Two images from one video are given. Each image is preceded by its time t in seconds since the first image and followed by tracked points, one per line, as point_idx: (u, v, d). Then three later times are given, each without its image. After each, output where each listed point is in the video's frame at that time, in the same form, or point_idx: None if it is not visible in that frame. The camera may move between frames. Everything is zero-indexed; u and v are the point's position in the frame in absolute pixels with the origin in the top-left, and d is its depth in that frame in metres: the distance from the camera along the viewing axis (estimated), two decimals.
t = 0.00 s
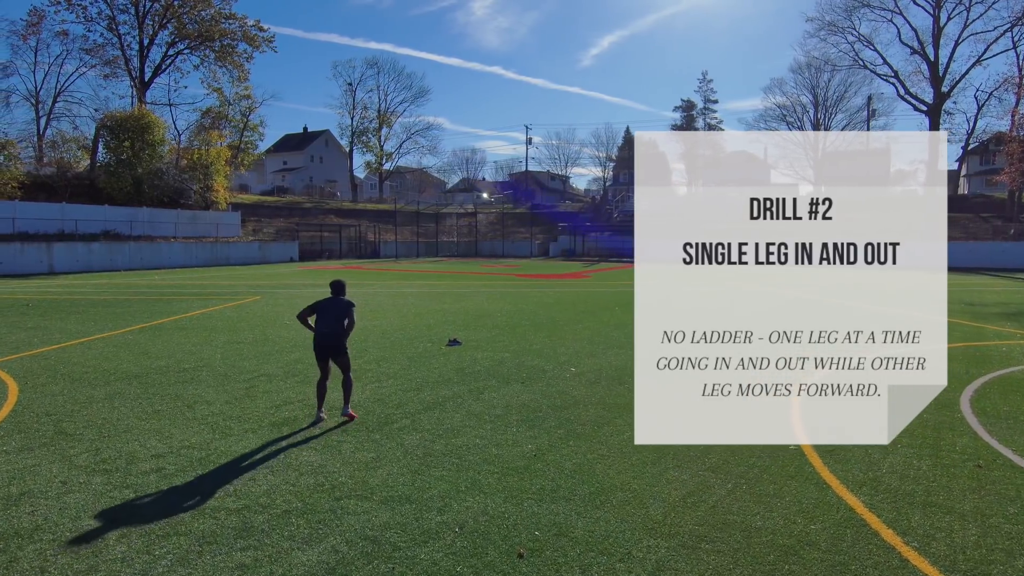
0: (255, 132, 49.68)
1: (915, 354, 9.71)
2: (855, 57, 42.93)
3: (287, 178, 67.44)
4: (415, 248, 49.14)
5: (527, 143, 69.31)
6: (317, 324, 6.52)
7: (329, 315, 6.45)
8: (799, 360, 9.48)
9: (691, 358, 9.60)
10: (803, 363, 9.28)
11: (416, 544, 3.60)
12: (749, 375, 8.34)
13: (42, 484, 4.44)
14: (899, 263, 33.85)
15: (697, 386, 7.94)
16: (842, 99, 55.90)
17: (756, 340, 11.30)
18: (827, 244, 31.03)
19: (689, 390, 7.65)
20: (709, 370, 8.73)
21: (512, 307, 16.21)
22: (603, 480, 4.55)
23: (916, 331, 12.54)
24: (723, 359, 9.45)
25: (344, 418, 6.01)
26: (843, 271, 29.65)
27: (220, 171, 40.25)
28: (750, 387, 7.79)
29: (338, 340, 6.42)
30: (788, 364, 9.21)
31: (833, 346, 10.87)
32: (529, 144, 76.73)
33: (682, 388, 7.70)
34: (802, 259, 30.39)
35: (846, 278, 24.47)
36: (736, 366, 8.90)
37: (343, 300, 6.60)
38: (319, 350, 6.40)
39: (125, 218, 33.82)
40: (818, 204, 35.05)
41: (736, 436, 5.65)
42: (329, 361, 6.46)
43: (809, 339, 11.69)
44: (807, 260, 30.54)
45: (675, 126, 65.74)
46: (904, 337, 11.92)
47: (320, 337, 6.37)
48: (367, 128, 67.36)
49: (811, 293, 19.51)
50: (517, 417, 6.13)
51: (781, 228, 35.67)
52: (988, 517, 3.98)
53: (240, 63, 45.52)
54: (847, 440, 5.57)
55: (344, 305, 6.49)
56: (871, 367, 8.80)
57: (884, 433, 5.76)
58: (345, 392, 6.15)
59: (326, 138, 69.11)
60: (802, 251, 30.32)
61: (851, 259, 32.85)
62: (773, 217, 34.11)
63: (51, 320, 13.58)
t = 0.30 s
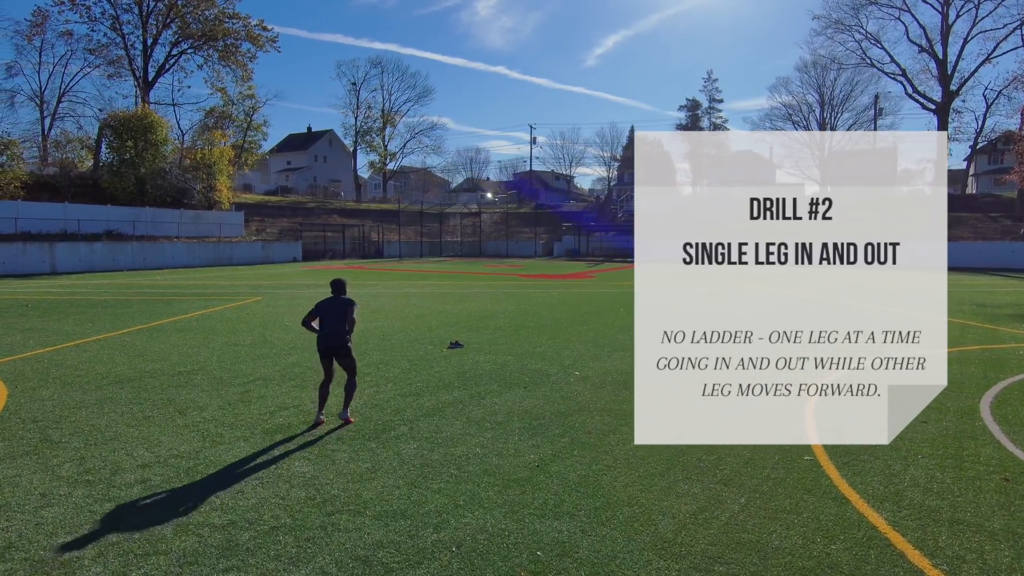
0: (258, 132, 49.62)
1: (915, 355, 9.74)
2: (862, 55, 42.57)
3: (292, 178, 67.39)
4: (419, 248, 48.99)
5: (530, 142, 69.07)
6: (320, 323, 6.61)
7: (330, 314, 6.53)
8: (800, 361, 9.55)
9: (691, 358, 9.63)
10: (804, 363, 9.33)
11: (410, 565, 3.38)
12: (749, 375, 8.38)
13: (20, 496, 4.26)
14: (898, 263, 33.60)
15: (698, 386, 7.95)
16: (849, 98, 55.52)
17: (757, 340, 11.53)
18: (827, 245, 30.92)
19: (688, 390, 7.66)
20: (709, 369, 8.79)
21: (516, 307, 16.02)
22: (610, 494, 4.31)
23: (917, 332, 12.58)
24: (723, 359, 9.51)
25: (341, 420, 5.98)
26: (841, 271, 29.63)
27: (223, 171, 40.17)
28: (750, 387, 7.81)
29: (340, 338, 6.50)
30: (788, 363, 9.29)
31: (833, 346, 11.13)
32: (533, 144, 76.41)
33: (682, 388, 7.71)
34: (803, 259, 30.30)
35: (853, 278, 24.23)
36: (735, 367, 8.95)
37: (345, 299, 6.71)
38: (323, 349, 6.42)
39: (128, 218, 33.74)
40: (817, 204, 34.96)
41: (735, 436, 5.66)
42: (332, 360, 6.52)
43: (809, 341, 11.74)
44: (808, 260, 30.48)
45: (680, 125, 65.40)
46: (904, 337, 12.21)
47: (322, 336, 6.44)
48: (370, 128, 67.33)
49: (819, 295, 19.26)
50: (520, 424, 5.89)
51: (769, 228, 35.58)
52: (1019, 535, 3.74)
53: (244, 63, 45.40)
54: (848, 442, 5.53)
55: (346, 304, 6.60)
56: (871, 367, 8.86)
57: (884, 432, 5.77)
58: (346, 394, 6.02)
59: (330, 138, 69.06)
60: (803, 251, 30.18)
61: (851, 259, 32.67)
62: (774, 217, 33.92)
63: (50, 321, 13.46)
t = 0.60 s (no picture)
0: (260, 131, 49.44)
1: (913, 356, 9.92)
2: (867, 54, 42.30)
3: (293, 177, 67.23)
4: (421, 248, 48.83)
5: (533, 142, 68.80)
6: (316, 327, 6.52)
7: (325, 318, 6.45)
8: (800, 360, 9.68)
9: (691, 358, 9.77)
10: (804, 363, 9.46)
11: None
12: (749, 375, 8.48)
13: None
14: (897, 263, 33.37)
15: (698, 385, 8.06)
16: (853, 97, 55.22)
17: (757, 340, 11.61)
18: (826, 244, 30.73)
19: (689, 390, 7.76)
20: (709, 369, 8.87)
21: (518, 309, 15.84)
22: (615, 513, 4.07)
23: (916, 332, 12.67)
24: (723, 359, 9.63)
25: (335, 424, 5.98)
26: (842, 270, 29.55)
27: (224, 171, 40.00)
28: (750, 387, 7.92)
29: (337, 342, 6.44)
30: (788, 363, 9.41)
31: (833, 345, 11.23)
32: (536, 143, 76.08)
33: (683, 388, 7.81)
34: (803, 259, 30.15)
35: (857, 279, 24.06)
36: (735, 366, 9.08)
37: (342, 303, 6.59)
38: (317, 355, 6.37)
39: (128, 218, 33.59)
40: (818, 204, 34.82)
41: (736, 436, 5.75)
42: (326, 365, 6.48)
43: (809, 341, 11.88)
44: (808, 260, 30.33)
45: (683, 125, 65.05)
46: (904, 337, 12.32)
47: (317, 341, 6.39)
48: (372, 128, 67.16)
49: (824, 296, 19.05)
50: (519, 435, 5.66)
51: (764, 226, 35.35)
52: None
53: (245, 63, 45.24)
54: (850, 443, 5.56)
55: (343, 309, 6.48)
56: (870, 367, 9.04)
57: (884, 431, 5.86)
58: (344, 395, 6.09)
59: (332, 138, 68.93)
60: (803, 251, 30.00)
61: (852, 259, 32.48)
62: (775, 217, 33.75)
63: (46, 323, 13.31)
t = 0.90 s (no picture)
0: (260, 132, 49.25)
1: (913, 356, 10.12)
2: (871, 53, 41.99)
3: (294, 178, 67.03)
4: (422, 248, 48.66)
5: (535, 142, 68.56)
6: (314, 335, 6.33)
7: (323, 323, 6.23)
8: (800, 360, 9.84)
9: (691, 358, 9.95)
10: (804, 363, 9.62)
11: None
12: (750, 376, 8.62)
13: None
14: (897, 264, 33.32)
15: (698, 386, 8.18)
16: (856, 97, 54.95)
17: (757, 340, 11.77)
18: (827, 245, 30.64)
19: (690, 389, 7.89)
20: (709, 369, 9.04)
21: (519, 312, 15.62)
22: (616, 537, 3.83)
23: (916, 332, 12.77)
24: (723, 359, 9.80)
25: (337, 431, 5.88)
26: (842, 270, 29.44)
27: (224, 171, 39.80)
28: (750, 387, 8.05)
29: (332, 350, 6.22)
30: (788, 363, 9.58)
31: (832, 346, 11.40)
32: (538, 144, 75.79)
33: (684, 388, 7.93)
34: (802, 259, 30.05)
35: (862, 280, 23.86)
36: (734, 366, 9.25)
37: (340, 309, 6.38)
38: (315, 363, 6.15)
39: (128, 219, 33.42)
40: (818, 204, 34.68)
41: (737, 436, 5.88)
42: (325, 373, 6.25)
43: (809, 341, 12.06)
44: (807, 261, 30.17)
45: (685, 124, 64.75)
46: (903, 337, 12.36)
47: (315, 348, 6.20)
48: (373, 128, 66.98)
49: (829, 297, 18.84)
50: (518, 449, 5.41)
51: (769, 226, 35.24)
52: None
53: (245, 63, 45.05)
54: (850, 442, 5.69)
55: (339, 315, 6.24)
56: (870, 367, 9.22)
57: (885, 431, 5.99)
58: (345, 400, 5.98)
59: (332, 138, 68.82)
60: (802, 251, 29.93)
61: (851, 258, 32.32)
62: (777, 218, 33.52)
63: (40, 326, 13.11)
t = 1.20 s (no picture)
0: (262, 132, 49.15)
1: (912, 356, 10.39)
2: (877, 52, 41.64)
3: (296, 178, 66.85)
4: (424, 248, 48.52)
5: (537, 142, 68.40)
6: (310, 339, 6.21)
7: (320, 327, 6.11)
8: (800, 360, 10.05)
9: (691, 358, 10.18)
10: (804, 363, 9.84)
11: None
12: (750, 376, 8.79)
13: None
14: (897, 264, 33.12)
15: (699, 386, 8.32)
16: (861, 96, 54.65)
17: (757, 340, 12.02)
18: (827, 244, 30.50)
19: (690, 389, 8.04)
20: (709, 369, 9.22)
21: (520, 314, 15.44)
22: (619, 563, 3.62)
23: (916, 332, 12.99)
24: (723, 359, 10.04)
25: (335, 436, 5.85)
26: (847, 272, 29.21)
27: (225, 171, 39.65)
28: (751, 387, 8.22)
29: (329, 355, 6.10)
30: (788, 364, 9.78)
31: (833, 346, 11.64)
32: (541, 143, 75.51)
33: (684, 388, 8.07)
34: (802, 259, 29.92)
35: (867, 281, 23.68)
36: (734, 366, 9.47)
37: (337, 312, 6.25)
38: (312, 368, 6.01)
39: (129, 219, 33.35)
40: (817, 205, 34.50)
41: (737, 436, 6.02)
42: (320, 378, 6.12)
43: (809, 341, 12.33)
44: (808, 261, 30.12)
45: (689, 124, 64.45)
46: (903, 337, 12.65)
47: (310, 353, 6.07)
48: (376, 128, 66.87)
49: (834, 299, 18.66)
50: (517, 464, 5.17)
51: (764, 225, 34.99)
52: None
53: (247, 62, 44.87)
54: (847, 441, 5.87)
55: (335, 319, 6.11)
56: (869, 367, 9.49)
57: (885, 431, 6.11)
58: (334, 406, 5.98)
59: (335, 138, 68.79)
60: (802, 251, 29.80)
61: (852, 259, 32.22)
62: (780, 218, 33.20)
63: (34, 330, 12.93)
